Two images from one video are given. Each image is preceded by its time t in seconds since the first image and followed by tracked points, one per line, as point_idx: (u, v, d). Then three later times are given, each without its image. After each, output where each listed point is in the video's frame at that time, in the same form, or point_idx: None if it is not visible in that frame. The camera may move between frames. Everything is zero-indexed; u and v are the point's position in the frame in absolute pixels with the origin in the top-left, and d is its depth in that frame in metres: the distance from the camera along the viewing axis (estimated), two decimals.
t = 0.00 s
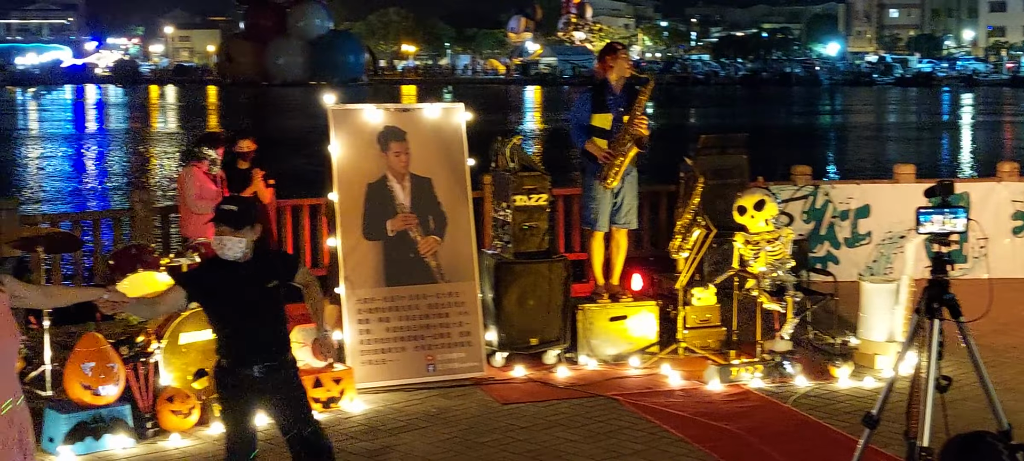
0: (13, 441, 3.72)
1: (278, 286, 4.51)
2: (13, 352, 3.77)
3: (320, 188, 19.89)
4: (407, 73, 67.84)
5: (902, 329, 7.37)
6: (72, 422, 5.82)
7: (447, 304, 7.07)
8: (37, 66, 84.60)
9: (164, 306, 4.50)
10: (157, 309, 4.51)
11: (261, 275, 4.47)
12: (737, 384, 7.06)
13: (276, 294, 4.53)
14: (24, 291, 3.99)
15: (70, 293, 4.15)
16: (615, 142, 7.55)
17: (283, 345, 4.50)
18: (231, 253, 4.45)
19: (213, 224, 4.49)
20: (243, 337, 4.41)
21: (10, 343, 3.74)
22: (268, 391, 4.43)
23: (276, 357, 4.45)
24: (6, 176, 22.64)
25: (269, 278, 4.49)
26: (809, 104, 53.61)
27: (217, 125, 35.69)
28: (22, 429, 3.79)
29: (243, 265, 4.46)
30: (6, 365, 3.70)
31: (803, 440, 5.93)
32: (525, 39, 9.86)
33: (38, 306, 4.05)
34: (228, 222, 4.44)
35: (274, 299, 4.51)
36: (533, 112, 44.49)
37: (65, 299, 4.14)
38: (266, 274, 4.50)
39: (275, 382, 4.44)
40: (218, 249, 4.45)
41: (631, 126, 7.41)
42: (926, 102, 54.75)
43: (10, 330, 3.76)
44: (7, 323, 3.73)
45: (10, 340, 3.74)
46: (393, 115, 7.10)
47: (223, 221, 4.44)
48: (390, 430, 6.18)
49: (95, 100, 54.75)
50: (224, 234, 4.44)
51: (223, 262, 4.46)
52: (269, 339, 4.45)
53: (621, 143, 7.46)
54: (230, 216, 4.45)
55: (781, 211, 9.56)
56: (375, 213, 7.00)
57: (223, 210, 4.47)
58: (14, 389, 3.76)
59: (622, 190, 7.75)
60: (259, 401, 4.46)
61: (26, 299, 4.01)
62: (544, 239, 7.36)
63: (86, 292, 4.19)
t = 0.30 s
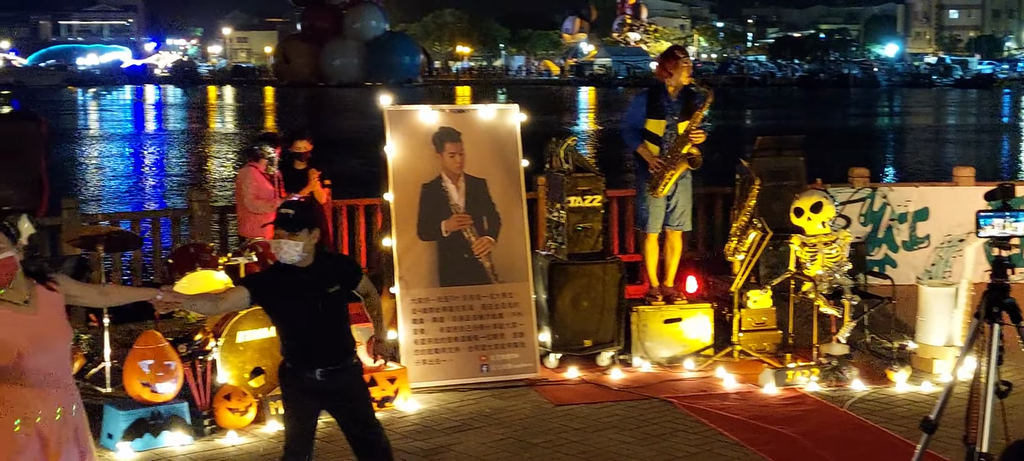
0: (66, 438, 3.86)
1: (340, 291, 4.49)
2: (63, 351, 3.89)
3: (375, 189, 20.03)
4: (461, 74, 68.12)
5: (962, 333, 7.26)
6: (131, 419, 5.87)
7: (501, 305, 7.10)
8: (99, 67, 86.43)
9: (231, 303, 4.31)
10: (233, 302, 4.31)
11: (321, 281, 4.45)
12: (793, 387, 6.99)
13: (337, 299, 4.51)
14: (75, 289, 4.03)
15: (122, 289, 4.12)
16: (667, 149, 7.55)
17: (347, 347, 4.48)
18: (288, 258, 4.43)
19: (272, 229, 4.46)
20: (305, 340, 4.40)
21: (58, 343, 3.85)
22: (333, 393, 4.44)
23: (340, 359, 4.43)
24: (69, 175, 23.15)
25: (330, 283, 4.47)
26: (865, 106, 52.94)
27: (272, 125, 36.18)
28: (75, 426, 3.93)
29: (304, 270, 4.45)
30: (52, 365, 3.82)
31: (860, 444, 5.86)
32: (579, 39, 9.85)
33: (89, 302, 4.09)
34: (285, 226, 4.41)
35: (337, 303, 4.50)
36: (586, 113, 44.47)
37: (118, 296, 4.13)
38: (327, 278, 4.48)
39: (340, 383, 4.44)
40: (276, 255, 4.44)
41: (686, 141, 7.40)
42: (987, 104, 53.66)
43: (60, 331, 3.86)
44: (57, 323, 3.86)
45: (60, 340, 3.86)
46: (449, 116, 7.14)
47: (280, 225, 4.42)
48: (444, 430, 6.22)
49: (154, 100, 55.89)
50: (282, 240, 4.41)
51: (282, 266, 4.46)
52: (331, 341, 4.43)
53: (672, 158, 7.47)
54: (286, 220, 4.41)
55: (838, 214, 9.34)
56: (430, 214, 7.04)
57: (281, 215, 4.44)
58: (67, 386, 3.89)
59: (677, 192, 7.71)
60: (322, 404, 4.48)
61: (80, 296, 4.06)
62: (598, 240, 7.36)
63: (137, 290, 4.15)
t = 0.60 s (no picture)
0: (105, 438, 4.06)
1: (394, 296, 4.52)
2: (108, 356, 4.11)
3: (427, 192, 20.16)
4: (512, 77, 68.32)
5: (1020, 339, 7.13)
6: (187, 419, 5.93)
7: (553, 308, 7.10)
8: (157, 70, 88.16)
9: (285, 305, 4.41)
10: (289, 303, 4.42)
11: (373, 286, 4.48)
12: (848, 393, 6.91)
13: (392, 304, 4.54)
14: (129, 296, 4.22)
15: (175, 296, 4.24)
16: (722, 150, 7.50)
17: (401, 351, 4.52)
18: (342, 264, 4.46)
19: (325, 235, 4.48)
20: (360, 345, 4.44)
21: (102, 349, 4.07)
22: (386, 397, 4.47)
23: (394, 364, 4.47)
24: (127, 175, 23.68)
25: (384, 288, 4.51)
26: (924, 110, 52.13)
27: (326, 127, 36.63)
28: (115, 427, 4.11)
29: (357, 277, 4.49)
30: (95, 370, 4.04)
31: (916, 451, 5.78)
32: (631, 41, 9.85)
33: (145, 310, 4.23)
34: (338, 232, 4.43)
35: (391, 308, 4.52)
36: (639, 116, 44.31)
37: (171, 304, 4.26)
38: (382, 283, 4.52)
39: (394, 388, 4.47)
40: (330, 260, 4.47)
41: (741, 138, 7.37)
42: None
43: (104, 338, 4.08)
44: (103, 329, 4.08)
45: (104, 346, 4.08)
46: (501, 119, 7.17)
47: (333, 231, 4.44)
48: (496, 433, 6.24)
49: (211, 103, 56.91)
50: (335, 247, 4.44)
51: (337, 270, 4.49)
52: (386, 345, 4.47)
53: (728, 155, 7.42)
54: (340, 226, 4.43)
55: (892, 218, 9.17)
56: (482, 217, 7.07)
57: (335, 221, 4.46)
58: (111, 390, 4.11)
59: (731, 194, 7.67)
60: (376, 408, 4.50)
61: (134, 305, 4.25)
62: (651, 244, 7.33)
63: (187, 297, 4.28)
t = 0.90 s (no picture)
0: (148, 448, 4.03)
1: (448, 303, 4.55)
2: (158, 366, 4.08)
3: (482, 197, 20.24)
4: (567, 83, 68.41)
5: None
6: (245, 422, 6.01)
7: (608, 314, 7.11)
8: (216, 77, 89.61)
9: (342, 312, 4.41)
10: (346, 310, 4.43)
11: (426, 294, 4.51)
12: (907, 402, 6.81)
13: (445, 311, 4.57)
14: (181, 306, 4.16)
15: (226, 306, 4.15)
16: (779, 156, 7.46)
17: (456, 357, 4.57)
18: (393, 271, 4.49)
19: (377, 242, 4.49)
20: (415, 351, 4.48)
21: (152, 359, 4.04)
22: (440, 404, 4.51)
23: (448, 371, 4.51)
24: (187, 181, 24.06)
25: (437, 296, 4.53)
26: (986, 117, 51.23)
27: (382, 134, 36.92)
28: (160, 436, 4.08)
29: (411, 284, 4.52)
30: (143, 378, 4.02)
31: None
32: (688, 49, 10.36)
33: (196, 319, 4.16)
34: (389, 240, 4.44)
35: (444, 315, 4.56)
36: (695, 122, 44.06)
37: (223, 314, 4.17)
38: (436, 290, 4.54)
39: (448, 394, 4.51)
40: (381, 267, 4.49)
41: (798, 143, 7.36)
42: None
43: (155, 348, 4.06)
44: (152, 339, 4.05)
45: (154, 355, 4.05)
46: (557, 125, 7.17)
47: (385, 239, 4.46)
48: (551, 439, 6.25)
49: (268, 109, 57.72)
50: (387, 256, 4.46)
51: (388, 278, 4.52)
52: (441, 351, 4.52)
53: (786, 161, 7.36)
54: (392, 234, 4.45)
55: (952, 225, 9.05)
56: (538, 223, 7.09)
57: (387, 230, 4.47)
58: (159, 400, 4.08)
59: (788, 201, 7.62)
60: (431, 415, 4.55)
61: (187, 313, 4.18)
62: (707, 251, 7.30)
63: (238, 305, 4.16)
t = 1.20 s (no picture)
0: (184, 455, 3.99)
1: (485, 312, 4.58)
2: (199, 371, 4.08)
3: (521, 204, 20.28)
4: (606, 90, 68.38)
5: None
6: (286, 427, 6.07)
7: (648, 321, 7.09)
8: (258, 83, 90.59)
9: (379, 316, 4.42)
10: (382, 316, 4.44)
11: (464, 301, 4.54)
12: (950, 411, 6.73)
13: (483, 320, 4.60)
14: (223, 314, 4.19)
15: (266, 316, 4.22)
16: (820, 164, 7.39)
17: (494, 362, 4.58)
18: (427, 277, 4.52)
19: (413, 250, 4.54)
20: (454, 358, 4.51)
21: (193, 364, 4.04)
22: (480, 408, 4.53)
23: (487, 376, 4.52)
24: (229, 186, 24.31)
25: (475, 304, 4.57)
26: None
27: (421, 140, 37.10)
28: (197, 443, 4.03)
29: (448, 292, 4.55)
30: (180, 384, 4.00)
31: None
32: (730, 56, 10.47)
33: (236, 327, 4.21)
34: (423, 248, 4.48)
35: (483, 322, 4.60)
36: (735, 129, 43.92)
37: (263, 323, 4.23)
38: (474, 297, 4.58)
39: (489, 401, 4.53)
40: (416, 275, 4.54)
41: (839, 152, 7.24)
42: None
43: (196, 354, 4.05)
44: (192, 346, 4.04)
45: (193, 361, 4.04)
46: (597, 131, 7.15)
47: (421, 247, 4.49)
48: (591, 447, 6.25)
49: (309, 116, 58.29)
50: (424, 265, 4.50)
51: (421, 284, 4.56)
52: (479, 358, 4.53)
53: (827, 168, 7.30)
54: (431, 241, 4.48)
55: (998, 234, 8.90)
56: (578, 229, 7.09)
57: (422, 238, 4.51)
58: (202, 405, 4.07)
59: (831, 208, 7.53)
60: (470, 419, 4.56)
61: (229, 322, 4.21)
62: (748, 258, 7.27)
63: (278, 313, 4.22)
